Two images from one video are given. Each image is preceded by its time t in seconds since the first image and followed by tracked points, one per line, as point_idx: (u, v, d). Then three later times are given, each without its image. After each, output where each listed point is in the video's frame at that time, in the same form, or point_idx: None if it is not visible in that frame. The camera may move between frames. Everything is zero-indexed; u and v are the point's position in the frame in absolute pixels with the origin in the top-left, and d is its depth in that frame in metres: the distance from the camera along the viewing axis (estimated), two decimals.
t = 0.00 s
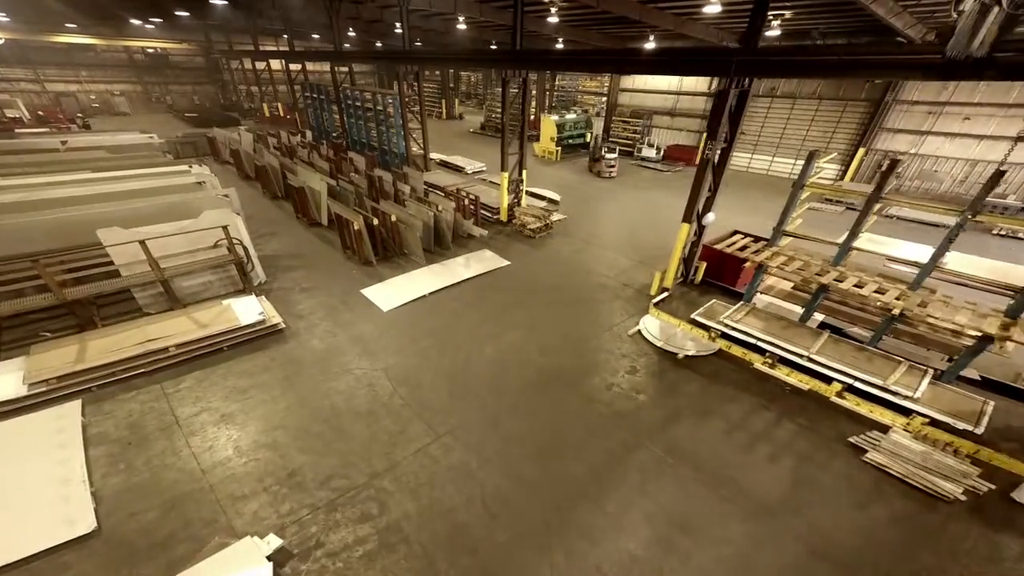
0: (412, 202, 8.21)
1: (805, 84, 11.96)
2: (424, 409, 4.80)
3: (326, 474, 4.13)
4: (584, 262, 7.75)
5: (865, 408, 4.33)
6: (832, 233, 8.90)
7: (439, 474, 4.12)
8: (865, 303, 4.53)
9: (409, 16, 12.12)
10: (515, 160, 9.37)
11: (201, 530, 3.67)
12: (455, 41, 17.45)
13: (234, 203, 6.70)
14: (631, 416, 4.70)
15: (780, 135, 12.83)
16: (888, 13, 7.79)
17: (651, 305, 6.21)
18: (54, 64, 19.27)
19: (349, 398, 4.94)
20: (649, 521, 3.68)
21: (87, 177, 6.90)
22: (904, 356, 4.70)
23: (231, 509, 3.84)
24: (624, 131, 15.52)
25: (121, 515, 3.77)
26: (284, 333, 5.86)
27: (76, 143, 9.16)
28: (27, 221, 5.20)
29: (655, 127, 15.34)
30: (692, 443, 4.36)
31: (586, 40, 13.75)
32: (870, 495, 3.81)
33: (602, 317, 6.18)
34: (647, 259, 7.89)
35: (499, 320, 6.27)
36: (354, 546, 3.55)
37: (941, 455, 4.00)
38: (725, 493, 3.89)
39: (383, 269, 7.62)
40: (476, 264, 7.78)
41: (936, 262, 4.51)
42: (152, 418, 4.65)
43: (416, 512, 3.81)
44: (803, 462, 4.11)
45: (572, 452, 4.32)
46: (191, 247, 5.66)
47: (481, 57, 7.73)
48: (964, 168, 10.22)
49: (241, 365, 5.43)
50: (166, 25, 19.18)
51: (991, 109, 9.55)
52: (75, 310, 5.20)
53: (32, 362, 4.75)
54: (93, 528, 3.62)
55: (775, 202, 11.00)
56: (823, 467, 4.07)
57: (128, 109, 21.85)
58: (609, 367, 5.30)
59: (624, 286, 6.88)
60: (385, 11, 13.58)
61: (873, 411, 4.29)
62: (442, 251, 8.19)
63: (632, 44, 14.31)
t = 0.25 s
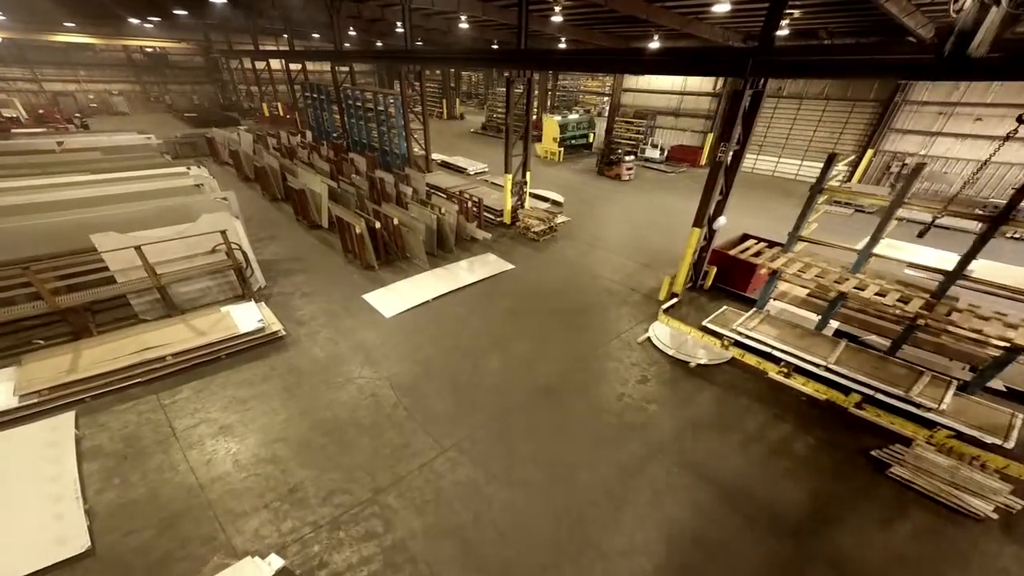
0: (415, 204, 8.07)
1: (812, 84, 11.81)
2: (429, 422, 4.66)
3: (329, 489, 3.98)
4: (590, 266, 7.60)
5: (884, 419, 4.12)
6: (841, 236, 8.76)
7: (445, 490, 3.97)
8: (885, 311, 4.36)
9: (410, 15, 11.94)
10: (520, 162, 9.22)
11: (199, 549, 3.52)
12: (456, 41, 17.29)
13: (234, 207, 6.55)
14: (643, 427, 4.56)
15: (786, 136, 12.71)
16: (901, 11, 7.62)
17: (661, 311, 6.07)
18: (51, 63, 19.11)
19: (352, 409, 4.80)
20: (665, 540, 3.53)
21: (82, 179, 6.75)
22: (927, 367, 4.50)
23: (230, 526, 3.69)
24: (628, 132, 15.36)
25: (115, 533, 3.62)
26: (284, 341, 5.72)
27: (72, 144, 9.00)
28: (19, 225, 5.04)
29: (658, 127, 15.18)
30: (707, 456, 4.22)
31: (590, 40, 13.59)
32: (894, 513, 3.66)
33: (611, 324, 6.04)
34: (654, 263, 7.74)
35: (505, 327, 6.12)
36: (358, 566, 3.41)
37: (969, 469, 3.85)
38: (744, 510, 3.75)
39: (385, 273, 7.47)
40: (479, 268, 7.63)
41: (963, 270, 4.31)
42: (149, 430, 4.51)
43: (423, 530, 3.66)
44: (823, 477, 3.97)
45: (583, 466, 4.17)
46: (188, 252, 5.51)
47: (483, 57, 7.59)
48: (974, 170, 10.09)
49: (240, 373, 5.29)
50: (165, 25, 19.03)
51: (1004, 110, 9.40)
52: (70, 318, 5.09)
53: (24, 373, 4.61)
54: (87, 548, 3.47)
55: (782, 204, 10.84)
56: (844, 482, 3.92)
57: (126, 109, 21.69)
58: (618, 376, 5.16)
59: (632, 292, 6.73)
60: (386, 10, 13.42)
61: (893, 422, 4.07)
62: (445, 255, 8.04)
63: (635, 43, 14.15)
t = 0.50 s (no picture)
0: (417, 207, 7.92)
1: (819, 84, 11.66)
2: (435, 434, 4.51)
3: (332, 506, 3.83)
4: (596, 270, 7.45)
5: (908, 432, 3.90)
6: (851, 239, 8.62)
7: (453, 507, 3.83)
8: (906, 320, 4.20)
9: (412, 15, 11.79)
10: (524, 163, 9.06)
11: (197, 571, 3.36)
12: (457, 41, 17.14)
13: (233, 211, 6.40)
14: (656, 440, 4.41)
15: (792, 137, 12.58)
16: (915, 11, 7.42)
17: (670, 318, 5.91)
18: (49, 64, 18.95)
19: (355, 421, 4.66)
20: (684, 561, 3.38)
21: (78, 182, 6.60)
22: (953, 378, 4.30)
23: (230, 546, 3.54)
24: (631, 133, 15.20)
25: (109, 553, 3.47)
26: (285, 349, 5.57)
27: (69, 146, 8.85)
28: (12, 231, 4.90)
29: (662, 128, 15.02)
30: (724, 471, 4.07)
31: (593, 40, 13.45)
32: (922, 531, 3.52)
33: (619, 331, 5.89)
34: (662, 267, 7.59)
35: (511, 334, 5.97)
36: None
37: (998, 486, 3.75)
38: (765, 528, 3.59)
39: (387, 278, 7.32)
40: (483, 272, 7.49)
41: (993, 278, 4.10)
42: (146, 444, 4.36)
43: (430, 550, 3.51)
44: (846, 493, 3.82)
45: (594, 481, 4.03)
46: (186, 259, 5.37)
47: (484, 57, 7.43)
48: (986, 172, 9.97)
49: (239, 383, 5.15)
50: (164, 25, 18.89)
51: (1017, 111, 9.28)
52: (64, 328, 4.97)
53: (16, 385, 4.49)
54: (80, 569, 3.30)
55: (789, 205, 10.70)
56: (868, 498, 3.78)
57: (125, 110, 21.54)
58: (629, 386, 5.01)
59: (640, 297, 6.58)
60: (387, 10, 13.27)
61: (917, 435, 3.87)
62: (448, 259, 7.90)
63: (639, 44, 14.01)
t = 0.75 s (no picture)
0: (420, 211, 7.77)
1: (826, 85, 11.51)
2: (440, 447, 4.36)
3: (336, 525, 3.68)
4: (603, 275, 7.30)
5: (934, 446, 3.75)
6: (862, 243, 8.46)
7: (460, 526, 3.67)
8: (930, 330, 4.03)
9: (414, 15, 11.64)
10: (528, 166, 8.90)
11: None
12: (459, 41, 16.99)
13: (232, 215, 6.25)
14: (671, 453, 4.26)
15: (799, 138, 12.45)
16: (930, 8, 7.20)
17: (681, 325, 5.77)
18: (47, 64, 18.81)
19: (359, 434, 4.51)
20: None
21: (73, 186, 6.45)
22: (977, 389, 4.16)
23: (229, 568, 3.38)
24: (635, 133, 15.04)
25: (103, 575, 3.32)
26: (286, 358, 5.43)
27: (66, 147, 8.70)
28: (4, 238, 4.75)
29: (666, 129, 14.85)
30: (743, 486, 3.92)
31: (596, 40, 13.30)
32: (953, 551, 3.36)
33: (629, 339, 5.74)
34: (670, 271, 7.43)
35: (517, 341, 5.81)
36: None
37: None
38: (789, 548, 3.44)
39: (389, 283, 7.17)
40: (487, 277, 7.34)
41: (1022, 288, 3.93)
42: (142, 458, 4.21)
43: (438, 571, 3.36)
44: (871, 510, 3.67)
45: (606, 497, 3.88)
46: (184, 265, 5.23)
47: (485, 58, 7.23)
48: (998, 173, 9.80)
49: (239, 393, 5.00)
50: (163, 25, 18.73)
51: None
52: (58, 339, 4.87)
53: (8, 398, 4.35)
54: None
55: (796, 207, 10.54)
56: (895, 516, 3.62)
57: (124, 110, 21.39)
58: (640, 396, 4.87)
59: (649, 303, 6.43)
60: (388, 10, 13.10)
61: (943, 449, 3.71)
62: (452, 263, 7.75)
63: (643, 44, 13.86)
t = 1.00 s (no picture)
0: (423, 214, 7.62)
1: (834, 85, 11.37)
2: (448, 461, 4.22)
3: (339, 544, 3.53)
4: (611, 280, 7.14)
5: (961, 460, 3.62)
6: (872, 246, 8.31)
7: (470, 545, 3.53)
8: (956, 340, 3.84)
9: (416, 14, 11.47)
10: (533, 167, 8.74)
11: None
12: (460, 41, 16.84)
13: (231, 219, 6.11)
14: (686, 467, 4.12)
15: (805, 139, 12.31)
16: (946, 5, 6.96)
17: (692, 333, 5.63)
18: (46, 64, 18.66)
19: (362, 447, 4.37)
20: None
21: (68, 189, 6.30)
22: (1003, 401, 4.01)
23: None
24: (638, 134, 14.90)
25: None
26: (286, 366, 5.28)
27: (61, 149, 8.54)
28: None
29: (670, 129, 14.67)
30: (763, 503, 3.77)
31: (600, 40, 13.14)
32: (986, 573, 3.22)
33: (639, 347, 5.60)
34: (678, 275, 7.28)
35: (524, 350, 5.67)
36: None
37: None
38: (814, 569, 3.29)
39: (392, 288, 7.02)
40: (492, 282, 7.20)
41: None
42: (138, 473, 4.07)
43: None
44: (898, 529, 3.52)
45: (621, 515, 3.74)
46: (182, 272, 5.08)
47: (486, 57, 7.04)
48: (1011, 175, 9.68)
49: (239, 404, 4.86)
50: (162, 25, 18.58)
51: None
52: (50, 346, 4.74)
53: None
54: None
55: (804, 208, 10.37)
56: (923, 535, 3.48)
57: (123, 111, 21.23)
58: (652, 407, 4.73)
59: (659, 309, 6.28)
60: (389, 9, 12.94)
61: (971, 463, 3.58)
62: (456, 268, 7.60)
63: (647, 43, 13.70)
